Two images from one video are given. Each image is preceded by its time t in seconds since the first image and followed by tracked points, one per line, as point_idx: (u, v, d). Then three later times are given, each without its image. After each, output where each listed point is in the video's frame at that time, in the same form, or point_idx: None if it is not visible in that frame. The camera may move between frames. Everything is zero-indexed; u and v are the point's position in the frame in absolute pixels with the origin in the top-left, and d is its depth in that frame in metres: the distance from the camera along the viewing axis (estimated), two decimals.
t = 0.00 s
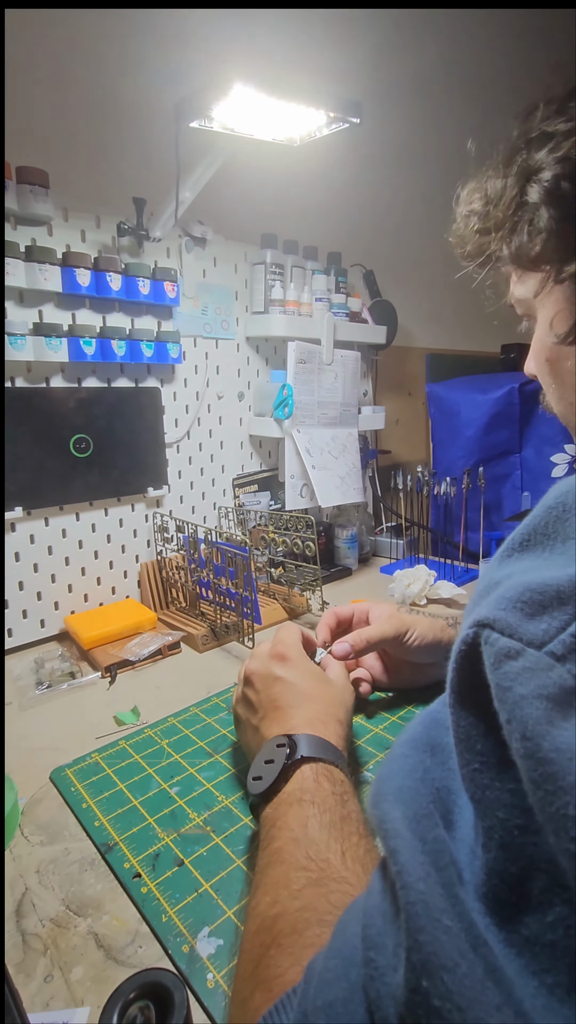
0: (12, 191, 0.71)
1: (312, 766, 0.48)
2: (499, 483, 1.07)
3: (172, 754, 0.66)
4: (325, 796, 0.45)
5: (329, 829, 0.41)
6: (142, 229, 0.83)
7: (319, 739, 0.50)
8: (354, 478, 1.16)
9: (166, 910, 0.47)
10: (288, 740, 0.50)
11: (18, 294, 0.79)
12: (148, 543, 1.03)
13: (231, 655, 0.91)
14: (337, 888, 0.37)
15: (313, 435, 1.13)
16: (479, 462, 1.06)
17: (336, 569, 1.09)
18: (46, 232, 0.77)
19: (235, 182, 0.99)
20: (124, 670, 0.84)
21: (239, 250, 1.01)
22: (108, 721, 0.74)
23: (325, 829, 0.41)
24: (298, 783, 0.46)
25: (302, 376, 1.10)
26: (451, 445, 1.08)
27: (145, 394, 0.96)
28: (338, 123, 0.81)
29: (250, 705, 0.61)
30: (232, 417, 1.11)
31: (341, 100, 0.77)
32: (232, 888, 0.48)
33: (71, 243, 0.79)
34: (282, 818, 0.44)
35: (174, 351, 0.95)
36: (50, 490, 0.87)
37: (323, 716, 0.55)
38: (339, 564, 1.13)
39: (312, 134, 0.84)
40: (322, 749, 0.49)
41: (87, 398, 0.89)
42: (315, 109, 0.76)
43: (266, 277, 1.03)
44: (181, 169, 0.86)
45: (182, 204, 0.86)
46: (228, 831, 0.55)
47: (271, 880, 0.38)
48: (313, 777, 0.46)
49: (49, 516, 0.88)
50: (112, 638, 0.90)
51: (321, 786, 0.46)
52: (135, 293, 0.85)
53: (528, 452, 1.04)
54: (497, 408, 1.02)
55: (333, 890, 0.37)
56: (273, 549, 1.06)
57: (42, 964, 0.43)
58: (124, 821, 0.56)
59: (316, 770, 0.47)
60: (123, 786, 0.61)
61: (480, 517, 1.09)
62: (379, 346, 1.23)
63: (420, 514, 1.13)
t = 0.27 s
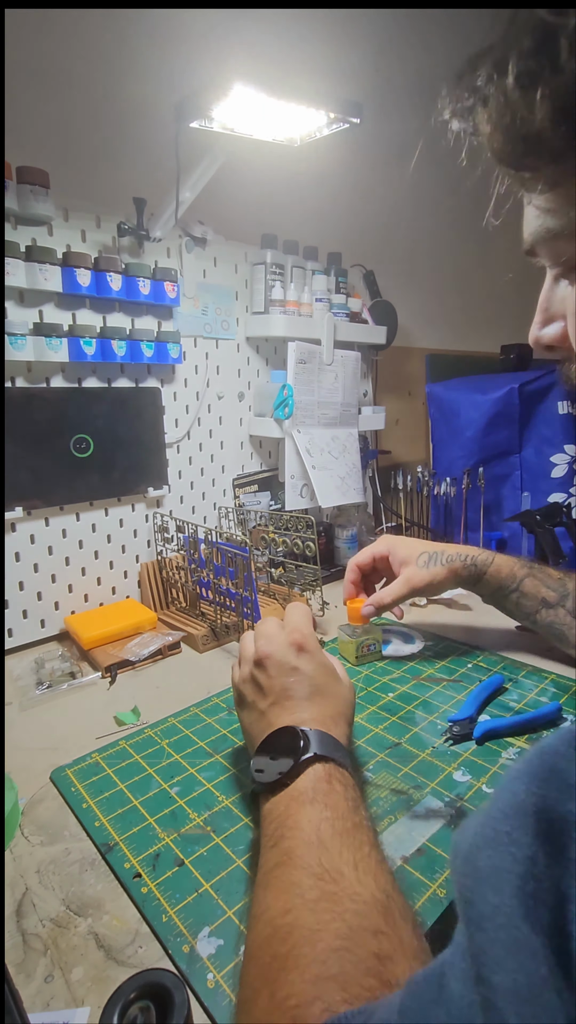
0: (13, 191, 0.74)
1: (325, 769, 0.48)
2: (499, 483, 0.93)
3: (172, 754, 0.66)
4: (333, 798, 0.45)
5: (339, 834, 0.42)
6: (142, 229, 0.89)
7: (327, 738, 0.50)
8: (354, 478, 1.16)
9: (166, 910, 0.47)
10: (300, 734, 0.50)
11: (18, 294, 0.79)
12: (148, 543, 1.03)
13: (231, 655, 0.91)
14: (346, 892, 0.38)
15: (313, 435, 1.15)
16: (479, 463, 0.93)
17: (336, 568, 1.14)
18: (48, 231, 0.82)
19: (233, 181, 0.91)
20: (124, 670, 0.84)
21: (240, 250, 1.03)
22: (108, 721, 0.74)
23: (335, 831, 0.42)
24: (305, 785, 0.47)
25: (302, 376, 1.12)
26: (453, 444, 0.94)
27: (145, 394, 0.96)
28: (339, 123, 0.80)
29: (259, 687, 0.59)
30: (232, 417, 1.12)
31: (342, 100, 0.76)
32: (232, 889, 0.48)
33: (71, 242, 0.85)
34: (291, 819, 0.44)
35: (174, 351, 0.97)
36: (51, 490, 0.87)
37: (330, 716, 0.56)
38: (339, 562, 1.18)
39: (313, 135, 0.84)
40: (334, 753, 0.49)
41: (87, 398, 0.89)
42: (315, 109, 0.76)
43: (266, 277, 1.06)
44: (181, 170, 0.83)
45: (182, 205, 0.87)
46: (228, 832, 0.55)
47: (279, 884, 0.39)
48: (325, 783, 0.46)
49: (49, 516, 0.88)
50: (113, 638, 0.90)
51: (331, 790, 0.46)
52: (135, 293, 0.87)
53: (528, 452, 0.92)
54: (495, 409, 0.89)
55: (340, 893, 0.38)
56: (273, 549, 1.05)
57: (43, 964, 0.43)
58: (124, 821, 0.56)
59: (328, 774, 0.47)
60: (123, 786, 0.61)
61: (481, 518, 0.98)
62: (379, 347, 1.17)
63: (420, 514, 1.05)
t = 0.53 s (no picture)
0: (12, 191, 0.70)
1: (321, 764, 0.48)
2: (499, 483, 1.00)
3: (172, 754, 0.66)
4: (333, 791, 0.46)
5: (340, 829, 0.42)
6: (142, 229, 0.84)
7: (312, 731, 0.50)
8: (354, 478, 1.16)
9: (166, 910, 0.47)
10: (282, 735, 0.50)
11: (18, 294, 0.79)
12: (148, 543, 1.03)
13: (231, 655, 0.91)
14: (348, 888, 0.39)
15: (313, 435, 1.14)
16: (479, 461, 0.99)
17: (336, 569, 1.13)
18: (47, 232, 0.78)
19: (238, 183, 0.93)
20: (124, 670, 0.84)
21: (240, 250, 1.02)
22: (108, 721, 0.74)
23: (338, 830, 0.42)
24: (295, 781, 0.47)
25: (302, 376, 1.11)
26: (452, 445, 1.02)
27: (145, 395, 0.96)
28: (338, 123, 0.80)
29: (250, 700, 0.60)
30: (232, 416, 1.11)
31: (341, 100, 0.76)
32: (232, 888, 0.48)
33: (71, 243, 0.80)
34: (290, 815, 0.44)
35: (174, 351, 0.96)
36: (50, 490, 0.87)
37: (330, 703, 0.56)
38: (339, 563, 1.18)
39: (313, 134, 0.83)
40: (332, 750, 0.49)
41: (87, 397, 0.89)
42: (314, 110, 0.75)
43: (267, 277, 1.04)
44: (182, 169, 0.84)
45: (182, 205, 0.87)
46: (228, 832, 0.55)
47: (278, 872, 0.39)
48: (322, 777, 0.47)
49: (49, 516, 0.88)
50: (112, 638, 0.90)
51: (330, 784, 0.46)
52: (135, 293, 0.86)
53: (528, 452, 0.97)
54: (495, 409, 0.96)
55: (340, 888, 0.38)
56: (273, 548, 1.06)
57: (43, 964, 0.43)
58: (124, 821, 0.56)
59: (324, 769, 0.48)
60: (123, 786, 0.61)
61: (481, 518, 1.01)
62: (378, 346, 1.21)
63: (421, 514, 1.03)
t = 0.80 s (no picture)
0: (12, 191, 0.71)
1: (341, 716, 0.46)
2: (499, 483, 0.97)
3: (172, 754, 0.66)
4: (328, 729, 0.46)
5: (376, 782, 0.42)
6: (143, 229, 0.84)
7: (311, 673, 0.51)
8: (354, 478, 1.15)
9: (166, 910, 0.47)
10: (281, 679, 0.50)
11: (19, 294, 0.80)
12: (148, 543, 1.04)
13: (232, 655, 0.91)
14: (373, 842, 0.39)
15: (313, 435, 1.14)
16: (479, 461, 0.97)
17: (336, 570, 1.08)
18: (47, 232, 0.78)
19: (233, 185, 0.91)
20: (123, 670, 0.84)
21: (240, 250, 1.01)
22: (108, 721, 0.74)
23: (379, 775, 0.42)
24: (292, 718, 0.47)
25: (302, 376, 1.11)
26: (453, 444, 1.00)
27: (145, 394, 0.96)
28: (339, 124, 0.78)
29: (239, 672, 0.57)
30: (232, 417, 1.11)
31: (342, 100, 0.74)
32: (232, 889, 0.48)
33: (70, 243, 0.80)
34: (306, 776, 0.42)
35: (174, 351, 0.96)
36: (50, 489, 0.87)
37: (318, 660, 0.54)
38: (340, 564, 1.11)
39: (313, 134, 0.81)
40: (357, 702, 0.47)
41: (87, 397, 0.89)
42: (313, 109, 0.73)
43: (267, 277, 1.03)
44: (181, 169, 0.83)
45: (182, 205, 0.86)
46: (228, 832, 0.55)
47: (269, 811, 0.40)
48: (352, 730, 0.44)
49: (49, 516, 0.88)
50: (113, 638, 0.90)
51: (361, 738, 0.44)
52: (135, 293, 0.86)
53: (528, 452, 0.94)
54: (496, 408, 0.94)
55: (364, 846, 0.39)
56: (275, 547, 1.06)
57: (42, 964, 0.43)
58: (124, 821, 0.56)
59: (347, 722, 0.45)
60: (122, 786, 0.61)
61: (480, 518, 0.98)
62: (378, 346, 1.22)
63: (421, 514, 1.00)
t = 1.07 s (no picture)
0: (13, 191, 0.71)
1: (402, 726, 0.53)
2: (499, 483, 0.87)
3: (173, 754, 0.66)
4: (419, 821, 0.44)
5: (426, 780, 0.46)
6: (142, 229, 0.87)
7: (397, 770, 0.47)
8: (354, 478, 1.21)
9: (166, 910, 0.47)
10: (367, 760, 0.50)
11: (19, 294, 0.81)
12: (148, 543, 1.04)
13: (232, 655, 0.91)
14: (409, 823, 0.43)
15: (313, 435, 1.19)
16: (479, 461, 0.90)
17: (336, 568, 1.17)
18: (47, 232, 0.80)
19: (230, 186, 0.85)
20: (123, 670, 0.84)
21: (240, 250, 1.00)
22: (108, 721, 0.74)
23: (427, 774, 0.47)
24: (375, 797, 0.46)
25: (302, 375, 1.15)
26: (451, 445, 0.93)
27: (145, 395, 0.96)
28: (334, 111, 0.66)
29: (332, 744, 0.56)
30: (232, 417, 1.12)
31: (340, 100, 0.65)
32: (232, 889, 0.48)
33: (71, 243, 0.84)
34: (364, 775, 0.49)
35: (174, 351, 0.98)
36: (50, 489, 0.87)
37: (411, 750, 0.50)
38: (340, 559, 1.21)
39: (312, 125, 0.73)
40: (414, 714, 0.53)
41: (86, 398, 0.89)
42: (314, 110, 0.69)
43: (267, 278, 1.06)
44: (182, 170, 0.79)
45: (182, 205, 0.85)
46: (228, 832, 0.55)
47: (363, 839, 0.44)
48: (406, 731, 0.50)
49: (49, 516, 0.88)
50: (112, 638, 0.90)
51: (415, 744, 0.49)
52: (135, 292, 0.93)
53: (528, 451, 0.81)
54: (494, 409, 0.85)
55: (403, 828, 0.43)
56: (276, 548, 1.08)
57: (43, 964, 0.43)
58: (124, 821, 0.56)
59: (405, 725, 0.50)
60: (123, 786, 0.61)
61: (480, 518, 0.95)
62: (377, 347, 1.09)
63: (420, 513, 1.08)
